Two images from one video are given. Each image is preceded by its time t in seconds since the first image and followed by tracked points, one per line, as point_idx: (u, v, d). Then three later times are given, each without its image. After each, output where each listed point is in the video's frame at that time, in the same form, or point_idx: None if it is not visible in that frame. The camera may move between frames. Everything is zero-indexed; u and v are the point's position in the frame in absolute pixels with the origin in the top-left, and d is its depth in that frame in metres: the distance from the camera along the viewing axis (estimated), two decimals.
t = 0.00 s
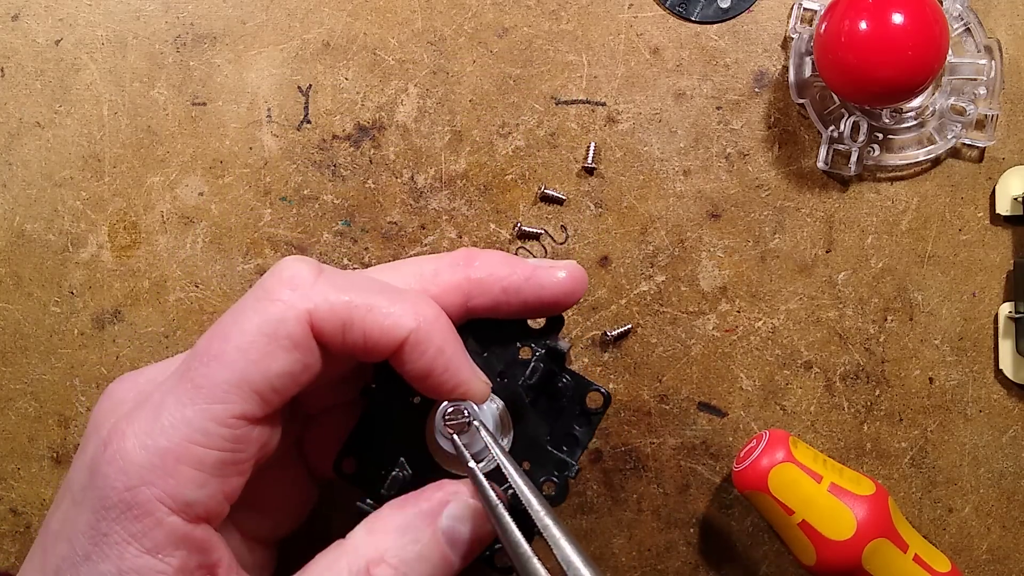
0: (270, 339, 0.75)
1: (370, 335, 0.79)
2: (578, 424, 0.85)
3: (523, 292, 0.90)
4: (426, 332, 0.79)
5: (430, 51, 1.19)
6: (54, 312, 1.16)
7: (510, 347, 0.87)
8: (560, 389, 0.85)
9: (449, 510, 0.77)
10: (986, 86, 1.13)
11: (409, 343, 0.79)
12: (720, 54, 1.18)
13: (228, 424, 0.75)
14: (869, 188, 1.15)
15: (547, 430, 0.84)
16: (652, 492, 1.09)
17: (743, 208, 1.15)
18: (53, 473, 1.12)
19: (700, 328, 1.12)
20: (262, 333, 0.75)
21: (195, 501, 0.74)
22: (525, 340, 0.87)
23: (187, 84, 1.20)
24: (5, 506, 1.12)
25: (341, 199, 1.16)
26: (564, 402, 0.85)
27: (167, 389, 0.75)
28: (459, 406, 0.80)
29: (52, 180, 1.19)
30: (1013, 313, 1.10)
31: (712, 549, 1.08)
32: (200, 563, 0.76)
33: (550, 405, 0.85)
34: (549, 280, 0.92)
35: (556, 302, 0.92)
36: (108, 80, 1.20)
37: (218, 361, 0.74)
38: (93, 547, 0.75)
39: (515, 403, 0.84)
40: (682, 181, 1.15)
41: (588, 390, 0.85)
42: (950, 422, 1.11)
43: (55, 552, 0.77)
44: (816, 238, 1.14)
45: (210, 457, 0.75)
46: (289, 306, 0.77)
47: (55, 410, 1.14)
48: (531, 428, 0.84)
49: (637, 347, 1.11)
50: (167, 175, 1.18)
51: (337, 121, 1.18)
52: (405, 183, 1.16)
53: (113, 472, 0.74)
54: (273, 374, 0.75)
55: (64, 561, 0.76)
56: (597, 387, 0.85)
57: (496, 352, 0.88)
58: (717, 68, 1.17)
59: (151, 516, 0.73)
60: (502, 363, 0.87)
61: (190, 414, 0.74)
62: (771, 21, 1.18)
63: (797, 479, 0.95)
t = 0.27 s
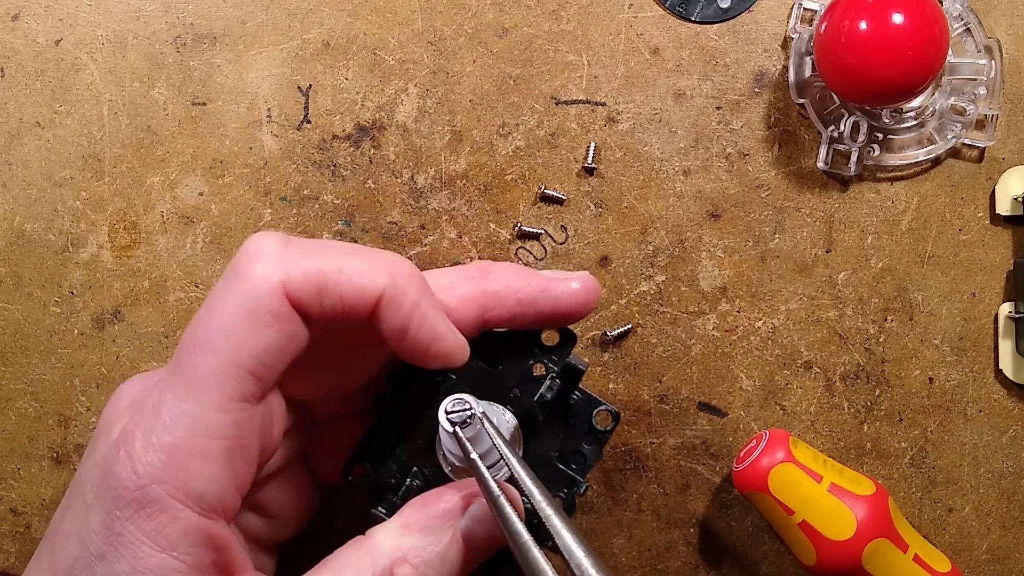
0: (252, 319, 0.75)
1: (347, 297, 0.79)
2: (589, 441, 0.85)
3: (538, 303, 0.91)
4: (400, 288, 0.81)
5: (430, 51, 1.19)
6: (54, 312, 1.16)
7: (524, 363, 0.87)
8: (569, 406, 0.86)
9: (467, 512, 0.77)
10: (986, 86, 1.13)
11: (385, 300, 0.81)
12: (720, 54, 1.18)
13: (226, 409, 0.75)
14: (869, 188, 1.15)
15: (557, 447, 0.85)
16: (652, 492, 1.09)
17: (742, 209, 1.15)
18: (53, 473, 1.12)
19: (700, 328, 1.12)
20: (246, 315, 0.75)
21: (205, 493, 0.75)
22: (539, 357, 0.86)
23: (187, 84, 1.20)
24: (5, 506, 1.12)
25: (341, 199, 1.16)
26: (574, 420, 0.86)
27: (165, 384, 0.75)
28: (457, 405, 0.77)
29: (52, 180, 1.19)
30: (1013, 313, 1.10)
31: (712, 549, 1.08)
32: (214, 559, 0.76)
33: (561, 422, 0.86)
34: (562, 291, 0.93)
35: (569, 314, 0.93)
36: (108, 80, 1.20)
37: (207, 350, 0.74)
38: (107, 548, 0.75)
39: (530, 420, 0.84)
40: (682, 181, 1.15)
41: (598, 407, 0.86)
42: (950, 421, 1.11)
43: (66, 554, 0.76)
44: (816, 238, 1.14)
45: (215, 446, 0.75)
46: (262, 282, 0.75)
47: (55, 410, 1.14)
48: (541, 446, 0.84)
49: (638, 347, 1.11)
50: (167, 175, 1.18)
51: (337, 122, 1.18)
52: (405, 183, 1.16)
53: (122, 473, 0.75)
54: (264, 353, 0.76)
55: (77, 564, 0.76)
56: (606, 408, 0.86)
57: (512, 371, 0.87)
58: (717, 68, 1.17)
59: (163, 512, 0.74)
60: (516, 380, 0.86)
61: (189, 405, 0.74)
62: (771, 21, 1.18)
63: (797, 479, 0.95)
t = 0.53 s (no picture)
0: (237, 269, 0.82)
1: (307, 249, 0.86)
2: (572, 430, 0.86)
3: (494, 239, 0.94)
4: (355, 257, 0.86)
5: (430, 51, 1.19)
6: (53, 312, 1.16)
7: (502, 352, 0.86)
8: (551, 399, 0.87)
9: (474, 519, 0.77)
10: (986, 85, 1.13)
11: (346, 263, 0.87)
12: (719, 54, 1.18)
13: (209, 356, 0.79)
14: (869, 188, 1.15)
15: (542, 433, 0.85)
16: (652, 492, 1.09)
17: (743, 209, 1.15)
18: (52, 473, 1.12)
19: (700, 328, 1.12)
20: (223, 267, 0.82)
21: (194, 443, 0.76)
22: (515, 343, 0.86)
23: (187, 84, 1.20)
24: (5, 507, 1.12)
25: (341, 199, 1.16)
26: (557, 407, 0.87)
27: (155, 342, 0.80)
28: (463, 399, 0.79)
29: (52, 180, 1.19)
30: (1013, 313, 1.10)
31: (712, 549, 1.08)
32: (200, 521, 0.75)
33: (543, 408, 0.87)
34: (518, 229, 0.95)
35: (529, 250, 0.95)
36: (108, 80, 1.20)
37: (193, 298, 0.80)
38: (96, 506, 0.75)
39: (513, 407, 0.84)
40: (682, 181, 1.15)
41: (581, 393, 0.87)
42: (950, 421, 1.11)
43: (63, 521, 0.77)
44: (816, 238, 1.14)
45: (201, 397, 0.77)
46: (230, 241, 0.84)
47: (55, 410, 1.14)
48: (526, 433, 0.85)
49: (637, 347, 1.11)
50: (167, 175, 1.18)
51: (337, 121, 1.18)
52: (405, 183, 1.16)
53: (114, 428, 0.76)
54: (242, 299, 0.81)
55: (71, 528, 0.75)
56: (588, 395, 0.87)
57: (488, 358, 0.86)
58: (717, 68, 1.17)
59: (150, 466, 0.74)
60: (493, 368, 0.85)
61: (172, 360, 0.78)
62: (771, 21, 1.18)
63: (797, 479, 0.95)
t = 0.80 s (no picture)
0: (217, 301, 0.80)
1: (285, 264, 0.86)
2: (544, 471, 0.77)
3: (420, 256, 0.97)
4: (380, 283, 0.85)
5: (430, 51, 1.19)
6: (54, 313, 1.16)
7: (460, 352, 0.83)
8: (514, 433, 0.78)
9: (392, 498, 0.66)
10: (986, 85, 1.13)
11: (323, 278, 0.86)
12: (720, 54, 1.18)
13: (157, 370, 0.78)
14: (869, 188, 1.15)
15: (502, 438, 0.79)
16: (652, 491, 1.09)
17: (743, 209, 1.15)
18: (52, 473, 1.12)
19: (700, 328, 1.12)
20: (216, 300, 0.81)
21: (115, 440, 0.77)
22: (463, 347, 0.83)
23: (187, 84, 1.20)
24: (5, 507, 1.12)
25: (341, 199, 1.16)
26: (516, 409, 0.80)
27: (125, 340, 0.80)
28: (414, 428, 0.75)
29: (52, 180, 1.19)
30: (1013, 313, 1.10)
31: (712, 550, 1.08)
32: (110, 510, 0.76)
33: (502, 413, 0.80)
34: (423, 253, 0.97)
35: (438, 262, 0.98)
36: (108, 80, 1.20)
37: (163, 319, 0.79)
38: (20, 485, 0.77)
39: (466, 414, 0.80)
40: (682, 181, 1.15)
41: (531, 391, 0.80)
42: (950, 421, 1.11)
43: None
44: (816, 238, 1.14)
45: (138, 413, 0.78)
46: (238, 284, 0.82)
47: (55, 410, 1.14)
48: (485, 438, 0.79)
49: (637, 347, 1.11)
50: (167, 175, 1.18)
51: (337, 121, 1.18)
52: (405, 183, 1.16)
53: (50, 406, 0.78)
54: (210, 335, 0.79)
55: None
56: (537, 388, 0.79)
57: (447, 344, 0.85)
58: (717, 68, 1.17)
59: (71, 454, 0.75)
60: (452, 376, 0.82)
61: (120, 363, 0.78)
62: (771, 21, 1.18)
63: (798, 479, 0.95)
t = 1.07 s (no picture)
0: (150, 263, 0.79)
1: (239, 240, 0.83)
2: (508, 547, 0.68)
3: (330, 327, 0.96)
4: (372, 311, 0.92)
5: (430, 51, 1.19)
6: (53, 312, 1.15)
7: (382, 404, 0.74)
8: (476, 507, 0.67)
9: (338, 462, 0.63)
10: (986, 86, 1.13)
11: (277, 243, 0.85)
12: (720, 54, 1.18)
13: (126, 353, 0.75)
14: (869, 188, 1.15)
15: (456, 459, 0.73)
16: (652, 491, 1.09)
17: (743, 209, 1.15)
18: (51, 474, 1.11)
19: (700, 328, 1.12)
20: (148, 264, 0.79)
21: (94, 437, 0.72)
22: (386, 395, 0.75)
23: (187, 84, 1.20)
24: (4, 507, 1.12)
25: (341, 199, 1.16)
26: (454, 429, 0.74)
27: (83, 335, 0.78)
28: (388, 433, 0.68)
29: (52, 180, 1.18)
30: (1013, 313, 1.10)
31: (713, 550, 1.08)
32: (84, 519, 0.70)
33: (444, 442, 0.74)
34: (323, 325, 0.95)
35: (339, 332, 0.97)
36: (108, 80, 1.20)
37: (115, 302, 0.77)
38: None
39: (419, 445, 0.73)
40: (682, 181, 1.15)
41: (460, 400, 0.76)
42: (950, 421, 1.11)
43: None
44: (816, 238, 1.14)
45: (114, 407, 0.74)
46: (165, 244, 0.80)
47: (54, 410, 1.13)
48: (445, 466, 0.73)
49: (637, 347, 1.11)
50: (167, 175, 1.18)
51: (337, 121, 1.18)
52: (405, 183, 1.16)
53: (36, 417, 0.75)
54: (164, 294, 0.78)
55: None
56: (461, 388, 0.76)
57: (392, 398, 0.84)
58: (717, 68, 1.17)
59: (49, 457, 0.71)
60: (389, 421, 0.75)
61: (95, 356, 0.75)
62: (771, 21, 1.18)
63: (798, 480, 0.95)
